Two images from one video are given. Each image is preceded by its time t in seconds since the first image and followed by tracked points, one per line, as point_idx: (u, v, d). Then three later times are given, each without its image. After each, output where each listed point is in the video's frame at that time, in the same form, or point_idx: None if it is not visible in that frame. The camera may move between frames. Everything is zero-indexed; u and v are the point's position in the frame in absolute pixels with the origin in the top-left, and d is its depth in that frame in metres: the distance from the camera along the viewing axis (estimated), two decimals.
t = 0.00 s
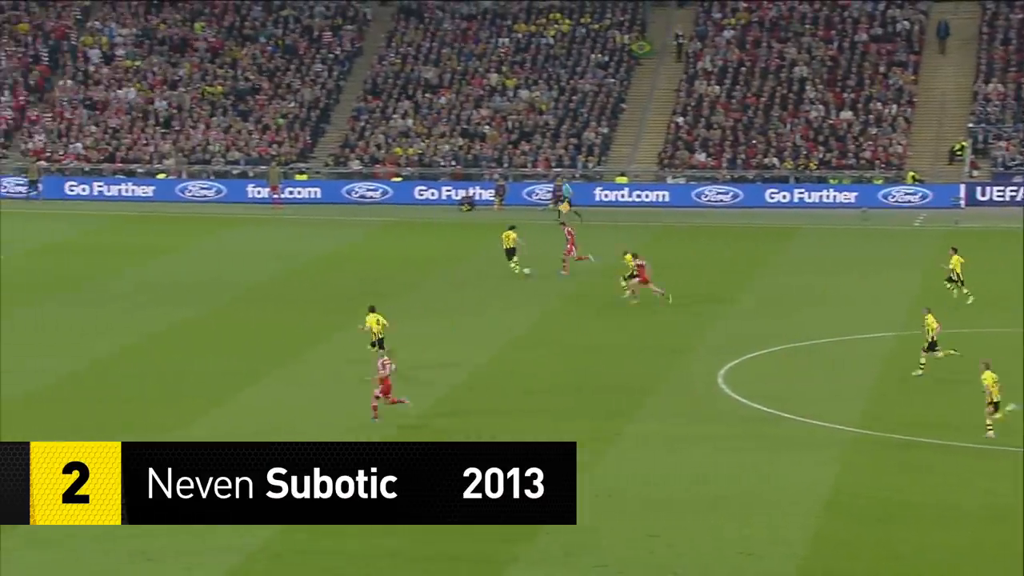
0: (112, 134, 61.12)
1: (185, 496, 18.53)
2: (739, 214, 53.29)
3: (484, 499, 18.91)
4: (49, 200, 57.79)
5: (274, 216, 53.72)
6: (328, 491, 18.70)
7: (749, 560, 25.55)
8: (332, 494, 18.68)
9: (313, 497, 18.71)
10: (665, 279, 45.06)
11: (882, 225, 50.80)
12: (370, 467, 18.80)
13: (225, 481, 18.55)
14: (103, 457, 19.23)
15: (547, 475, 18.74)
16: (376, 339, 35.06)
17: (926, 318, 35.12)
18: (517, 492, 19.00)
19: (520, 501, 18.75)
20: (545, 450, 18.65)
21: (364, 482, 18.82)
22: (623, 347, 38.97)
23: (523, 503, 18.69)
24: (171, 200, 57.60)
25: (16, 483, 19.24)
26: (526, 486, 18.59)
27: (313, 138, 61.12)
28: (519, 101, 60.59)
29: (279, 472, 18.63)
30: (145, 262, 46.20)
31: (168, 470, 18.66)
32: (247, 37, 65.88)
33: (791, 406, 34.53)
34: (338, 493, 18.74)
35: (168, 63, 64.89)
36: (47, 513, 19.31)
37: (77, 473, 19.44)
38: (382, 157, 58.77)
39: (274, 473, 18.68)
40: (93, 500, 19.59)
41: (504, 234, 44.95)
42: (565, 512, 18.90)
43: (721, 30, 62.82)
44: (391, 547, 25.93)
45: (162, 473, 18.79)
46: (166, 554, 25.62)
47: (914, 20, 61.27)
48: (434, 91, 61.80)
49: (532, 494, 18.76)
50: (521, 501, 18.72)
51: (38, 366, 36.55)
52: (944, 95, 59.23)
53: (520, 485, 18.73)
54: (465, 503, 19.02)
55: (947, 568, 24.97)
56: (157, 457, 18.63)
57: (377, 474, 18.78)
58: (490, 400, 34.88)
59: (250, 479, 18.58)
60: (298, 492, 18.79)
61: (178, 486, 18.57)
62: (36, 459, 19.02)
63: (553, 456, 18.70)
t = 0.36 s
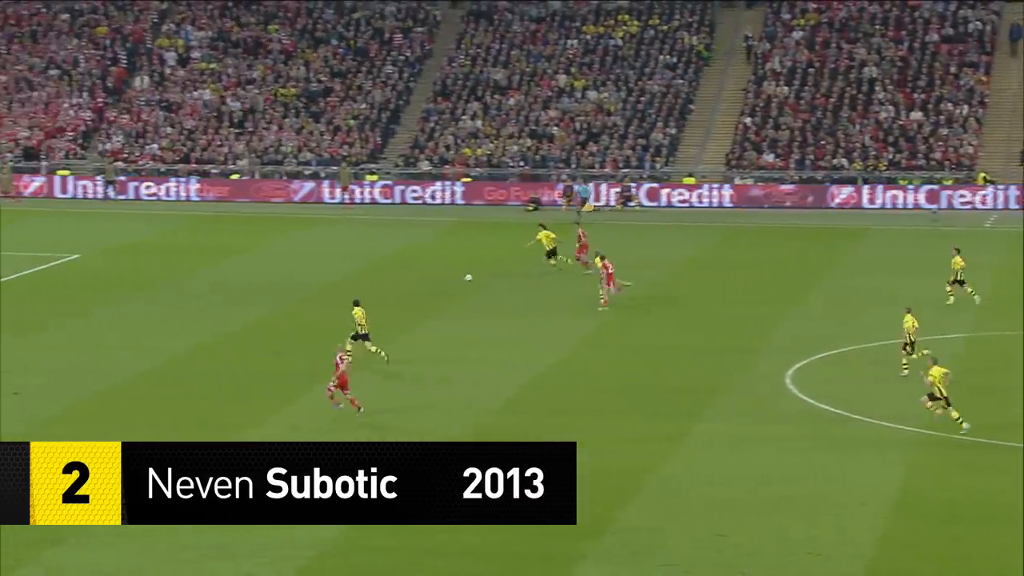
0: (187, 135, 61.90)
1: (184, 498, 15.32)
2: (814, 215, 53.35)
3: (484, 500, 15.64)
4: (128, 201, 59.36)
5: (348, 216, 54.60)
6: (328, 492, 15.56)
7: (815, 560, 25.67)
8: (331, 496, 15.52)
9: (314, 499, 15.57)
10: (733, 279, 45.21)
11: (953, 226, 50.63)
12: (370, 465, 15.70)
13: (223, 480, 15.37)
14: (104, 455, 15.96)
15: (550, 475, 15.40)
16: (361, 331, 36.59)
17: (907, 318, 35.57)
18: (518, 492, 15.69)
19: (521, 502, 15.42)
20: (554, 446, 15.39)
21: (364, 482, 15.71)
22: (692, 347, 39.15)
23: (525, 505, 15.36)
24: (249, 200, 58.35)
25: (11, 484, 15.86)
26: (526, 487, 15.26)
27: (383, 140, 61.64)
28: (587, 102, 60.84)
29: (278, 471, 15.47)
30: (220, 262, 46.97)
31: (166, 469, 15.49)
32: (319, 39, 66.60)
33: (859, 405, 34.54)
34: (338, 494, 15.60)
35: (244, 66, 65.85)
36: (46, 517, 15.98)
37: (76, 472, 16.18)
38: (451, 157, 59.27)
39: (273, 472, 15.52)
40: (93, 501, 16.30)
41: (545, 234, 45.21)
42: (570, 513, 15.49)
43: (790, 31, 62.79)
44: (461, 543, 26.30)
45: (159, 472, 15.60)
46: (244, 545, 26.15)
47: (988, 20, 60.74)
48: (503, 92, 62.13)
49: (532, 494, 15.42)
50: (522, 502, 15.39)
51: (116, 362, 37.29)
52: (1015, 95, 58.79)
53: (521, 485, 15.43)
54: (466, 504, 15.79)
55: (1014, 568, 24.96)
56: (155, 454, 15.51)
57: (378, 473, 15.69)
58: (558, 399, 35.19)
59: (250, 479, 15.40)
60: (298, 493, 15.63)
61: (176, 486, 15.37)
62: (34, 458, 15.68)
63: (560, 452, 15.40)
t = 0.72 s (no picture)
0: (285, 135, 62.82)
1: (185, 497, 15.93)
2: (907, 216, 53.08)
3: (484, 500, 16.26)
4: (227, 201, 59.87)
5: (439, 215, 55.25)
6: (328, 492, 16.13)
7: (910, 560, 25.51)
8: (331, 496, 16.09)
9: (314, 499, 16.16)
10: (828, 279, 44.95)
11: None
12: (371, 465, 16.25)
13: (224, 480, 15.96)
14: (103, 455, 16.44)
15: (548, 475, 16.05)
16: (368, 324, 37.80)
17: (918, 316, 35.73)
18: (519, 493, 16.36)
19: (520, 502, 16.10)
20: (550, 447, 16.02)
21: (364, 482, 16.29)
22: (785, 346, 38.99)
23: (524, 504, 16.04)
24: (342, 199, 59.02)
25: (14, 483, 16.39)
26: (526, 486, 15.93)
27: (476, 140, 62.09)
28: (681, 102, 60.58)
29: (278, 472, 16.03)
30: (313, 261, 47.56)
31: (167, 469, 16.09)
32: (415, 40, 67.09)
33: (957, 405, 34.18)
34: (338, 494, 16.16)
35: (342, 64, 66.62)
36: (46, 515, 16.47)
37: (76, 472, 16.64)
38: (545, 157, 59.38)
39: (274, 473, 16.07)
40: (93, 501, 16.74)
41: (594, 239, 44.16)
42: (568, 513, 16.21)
43: (888, 30, 61.99)
44: (553, 541, 26.46)
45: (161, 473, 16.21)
46: (333, 542, 26.52)
47: None
48: (596, 92, 62.01)
49: (532, 494, 16.10)
50: (522, 502, 16.07)
51: (212, 360, 37.93)
52: None
53: (520, 485, 16.08)
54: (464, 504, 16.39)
55: None
56: (155, 456, 16.12)
57: (378, 473, 16.24)
58: (650, 398, 35.25)
59: (250, 479, 16.01)
60: (299, 493, 16.22)
61: (177, 486, 15.97)
62: (35, 458, 16.20)
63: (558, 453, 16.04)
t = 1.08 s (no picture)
0: (388, 135, 63.31)
1: (184, 498, 14.58)
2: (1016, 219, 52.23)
3: (484, 500, 15.00)
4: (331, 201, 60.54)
5: (542, 216, 55.38)
6: (328, 493, 14.72)
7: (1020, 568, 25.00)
8: (330, 495, 14.70)
9: (313, 499, 14.74)
10: (936, 279, 44.25)
11: None
12: (369, 465, 14.83)
13: (224, 480, 14.56)
14: (105, 455, 15.12)
15: (547, 475, 14.92)
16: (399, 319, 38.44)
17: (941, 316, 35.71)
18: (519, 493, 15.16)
19: (519, 501, 14.91)
20: (548, 448, 14.89)
21: (364, 483, 14.86)
22: (892, 348, 38.45)
23: (522, 504, 14.84)
24: (445, 200, 59.36)
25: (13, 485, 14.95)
26: (525, 487, 14.76)
27: (578, 139, 62.30)
28: (785, 101, 60.01)
29: (278, 471, 14.62)
30: (416, 261, 47.87)
31: (167, 469, 14.73)
32: (518, 40, 67.36)
33: None
34: (337, 494, 14.76)
35: (447, 61, 67.30)
36: (46, 515, 15.03)
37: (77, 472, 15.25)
38: (646, 157, 59.09)
39: (274, 472, 14.66)
40: (93, 501, 15.38)
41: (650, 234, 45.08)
42: (569, 513, 15.03)
43: (1000, 28, 60.88)
44: (652, 543, 26.36)
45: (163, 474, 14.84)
46: (434, 541, 26.74)
47: None
48: (699, 92, 61.64)
49: (532, 494, 14.93)
50: (522, 502, 14.88)
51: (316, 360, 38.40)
52: None
53: (519, 485, 14.89)
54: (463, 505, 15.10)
55: None
56: (155, 454, 14.74)
57: (377, 473, 14.79)
58: (752, 400, 34.93)
59: (250, 479, 14.61)
60: (298, 493, 14.80)
61: (177, 486, 14.62)
62: (36, 459, 14.80)
63: (557, 453, 14.92)
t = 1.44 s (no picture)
0: (489, 135, 63.64)
1: (185, 497, 15.99)
2: None
3: (484, 500, 16.44)
4: (432, 201, 61.29)
5: (644, 215, 56.08)
6: (328, 492, 16.18)
7: None
8: (330, 495, 16.15)
9: (313, 498, 16.16)
10: None
11: None
12: (370, 466, 16.41)
13: (224, 480, 15.95)
14: (106, 459, 16.26)
15: (547, 476, 16.29)
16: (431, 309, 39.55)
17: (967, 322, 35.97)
18: (518, 492, 16.58)
19: (519, 502, 16.34)
20: (550, 451, 16.28)
21: (364, 483, 16.40)
22: (1000, 351, 37.80)
23: (522, 505, 16.27)
24: (545, 200, 60.05)
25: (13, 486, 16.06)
26: (526, 487, 16.16)
27: (679, 139, 62.21)
28: (891, 102, 59.05)
29: (278, 471, 16.03)
30: (516, 262, 47.99)
31: (167, 469, 16.12)
32: (621, 39, 67.11)
33: None
34: (337, 494, 16.21)
35: (546, 58, 67.54)
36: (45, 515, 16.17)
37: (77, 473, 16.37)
38: (748, 158, 58.57)
39: (274, 473, 16.07)
40: (93, 501, 16.52)
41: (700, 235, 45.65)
42: (565, 513, 16.43)
43: None
44: (752, 547, 26.14)
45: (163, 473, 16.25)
46: (528, 545, 26.72)
47: None
48: (803, 92, 61.02)
49: (532, 494, 16.33)
50: (521, 502, 16.30)
51: (414, 362, 38.61)
52: None
53: (519, 485, 16.30)
54: (464, 504, 16.59)
55: None
56: (153, 453, 16.06)
57: (377, 474, 16.38)
58: (856, 402, 34.53)
59: (250, 479, 15.99)
60: (298, 492, 16.24)
61: (177, 486, 16.02)
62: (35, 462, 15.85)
63: (558, 456, 16.31)
